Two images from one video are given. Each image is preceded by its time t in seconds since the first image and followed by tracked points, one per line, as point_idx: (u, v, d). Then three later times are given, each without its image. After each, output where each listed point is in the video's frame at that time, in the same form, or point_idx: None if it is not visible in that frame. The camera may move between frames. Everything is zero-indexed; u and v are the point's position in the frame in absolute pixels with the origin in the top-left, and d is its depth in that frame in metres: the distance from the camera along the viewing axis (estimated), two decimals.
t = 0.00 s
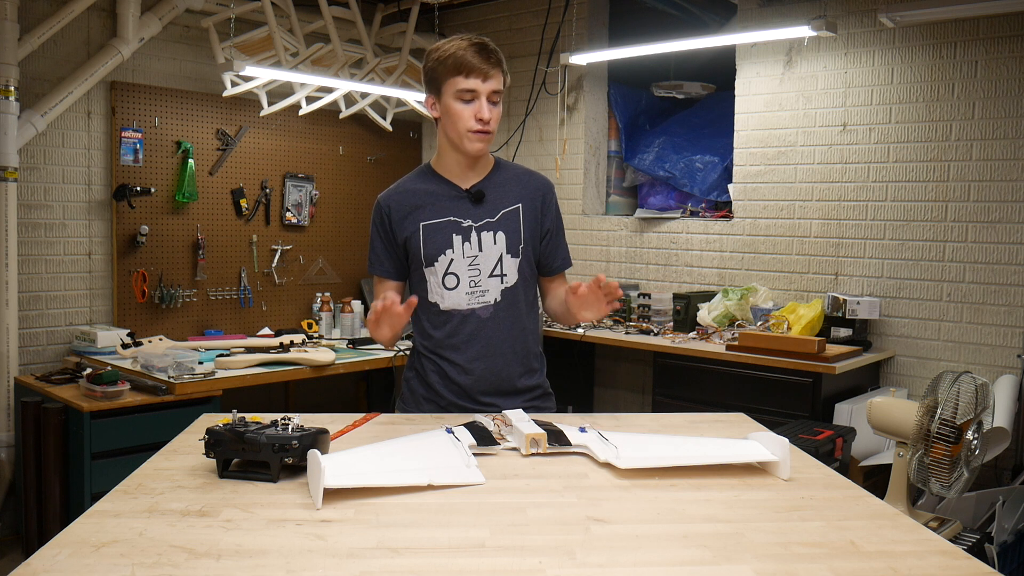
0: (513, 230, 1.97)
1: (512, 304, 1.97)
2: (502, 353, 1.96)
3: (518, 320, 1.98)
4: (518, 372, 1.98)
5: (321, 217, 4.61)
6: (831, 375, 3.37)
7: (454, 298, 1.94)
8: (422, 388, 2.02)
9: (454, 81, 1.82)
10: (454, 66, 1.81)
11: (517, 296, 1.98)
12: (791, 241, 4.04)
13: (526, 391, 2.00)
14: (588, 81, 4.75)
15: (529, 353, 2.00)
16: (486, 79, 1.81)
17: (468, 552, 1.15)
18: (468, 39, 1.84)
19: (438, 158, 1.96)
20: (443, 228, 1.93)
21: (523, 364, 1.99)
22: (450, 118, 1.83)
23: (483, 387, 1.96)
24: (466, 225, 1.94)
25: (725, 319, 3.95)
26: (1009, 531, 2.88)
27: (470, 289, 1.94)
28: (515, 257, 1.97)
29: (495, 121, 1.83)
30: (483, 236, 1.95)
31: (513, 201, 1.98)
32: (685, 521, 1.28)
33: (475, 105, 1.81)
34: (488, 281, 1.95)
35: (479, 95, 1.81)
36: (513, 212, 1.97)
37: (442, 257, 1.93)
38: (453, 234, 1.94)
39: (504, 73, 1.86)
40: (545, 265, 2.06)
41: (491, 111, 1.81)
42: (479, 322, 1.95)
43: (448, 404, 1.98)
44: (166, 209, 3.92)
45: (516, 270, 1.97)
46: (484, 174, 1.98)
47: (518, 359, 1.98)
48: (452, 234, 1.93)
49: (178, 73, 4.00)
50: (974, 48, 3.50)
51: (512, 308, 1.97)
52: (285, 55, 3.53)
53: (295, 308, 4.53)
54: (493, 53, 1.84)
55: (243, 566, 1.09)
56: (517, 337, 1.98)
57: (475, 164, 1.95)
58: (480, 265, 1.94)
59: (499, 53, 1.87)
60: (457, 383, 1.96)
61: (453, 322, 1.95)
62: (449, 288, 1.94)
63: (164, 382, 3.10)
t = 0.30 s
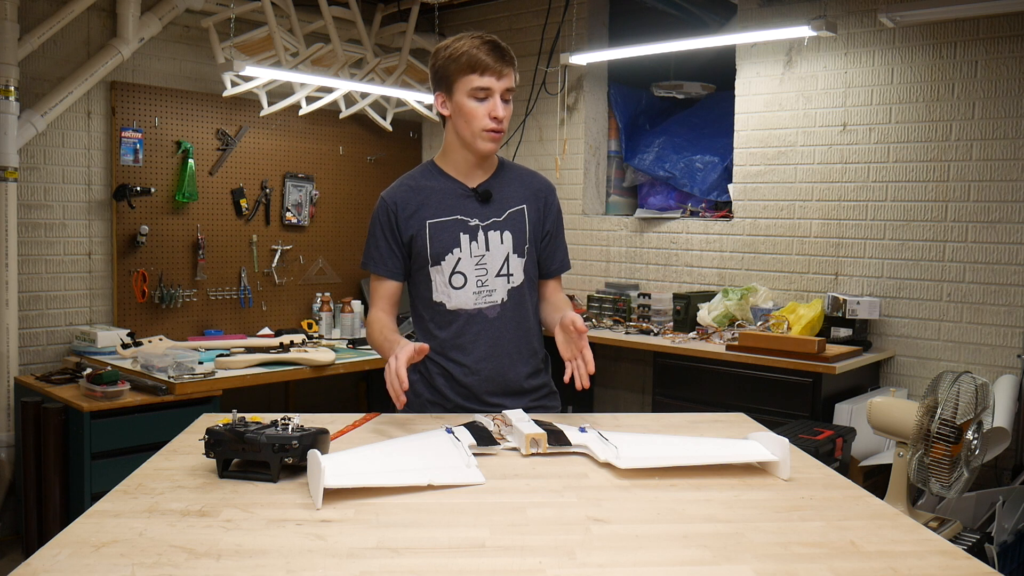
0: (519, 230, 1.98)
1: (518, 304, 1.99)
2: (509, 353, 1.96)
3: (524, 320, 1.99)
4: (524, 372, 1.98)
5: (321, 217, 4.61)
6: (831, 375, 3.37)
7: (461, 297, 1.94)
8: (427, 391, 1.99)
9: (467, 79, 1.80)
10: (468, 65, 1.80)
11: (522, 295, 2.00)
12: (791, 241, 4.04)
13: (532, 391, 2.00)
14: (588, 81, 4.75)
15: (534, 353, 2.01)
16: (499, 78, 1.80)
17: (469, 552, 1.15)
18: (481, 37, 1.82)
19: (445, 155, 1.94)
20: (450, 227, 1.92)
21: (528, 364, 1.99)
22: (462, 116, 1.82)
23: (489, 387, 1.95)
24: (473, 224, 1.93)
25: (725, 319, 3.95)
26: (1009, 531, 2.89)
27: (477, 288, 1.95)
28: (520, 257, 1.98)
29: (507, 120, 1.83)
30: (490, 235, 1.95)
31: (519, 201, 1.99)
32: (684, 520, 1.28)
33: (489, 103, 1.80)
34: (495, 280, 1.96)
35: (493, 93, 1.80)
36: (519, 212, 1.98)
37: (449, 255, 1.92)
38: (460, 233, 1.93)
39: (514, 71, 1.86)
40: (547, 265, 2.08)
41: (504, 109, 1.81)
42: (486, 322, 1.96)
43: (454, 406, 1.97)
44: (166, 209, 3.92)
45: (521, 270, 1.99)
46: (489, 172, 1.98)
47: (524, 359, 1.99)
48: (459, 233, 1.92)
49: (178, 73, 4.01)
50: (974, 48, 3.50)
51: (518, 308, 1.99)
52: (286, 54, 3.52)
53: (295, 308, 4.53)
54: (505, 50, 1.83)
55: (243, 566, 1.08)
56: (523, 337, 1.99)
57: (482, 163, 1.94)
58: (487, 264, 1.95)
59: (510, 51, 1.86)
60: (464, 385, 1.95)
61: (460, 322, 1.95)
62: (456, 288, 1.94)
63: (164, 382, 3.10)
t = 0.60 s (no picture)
0: (522, 230, 1.98)
1: (521, 305, 1.98)
2: (512, 355, 1.97)
3: (527, 320, 1.99)
4: (528, 373, 1.98)
5: (321, 217, 4.61)
6: (831, 375, 3.37)
7: (464, 297, 1.94)
8: (430, 393, 1.99)
9: (472, 79, 1.80)
10: (474, 64, 1.79)
11: (526, 296, 1.99)
12: (791, 241, 4.04)
13: (536, 392, 2.00)
14: (589, 81, 4.75)
15: (537, 354, 2.01)
16: (505, 79, 1.80)
17: (469, 552, 1.15)
18: (485, 37, 1.82)
19: (448, 155, 1.94)
20: (452, 227, 1.92)
21: (532, 365, 1.99)
22: (467, 116, 1.81)
23: (491, 388, 1.96)
24: (475, 224, 1.93)
25: (725, 319, 3.95)
26: (1009, 531, 2.88)
27: (480, 289, 1.95)
28: (523, 257, 1.98)
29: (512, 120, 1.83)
30: (492, 235, 1.95)
31: (521, 201, 1.99)
32: (684, 520, 1.28)
33: (494, 104, 1.80)
34: (498, 281, 1.96)
35: (499, 94, 1.80)
36: (522, 212, 1.98)
37: (452, 256, 1.92)
38: (463, 233, 1.93)
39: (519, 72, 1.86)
40: (549, 266, 2.07)
41: (510, 110, 1.81)
42: (489, 322, 1.96)
43: (456, 408, 1.97)
44: (166, 209, 3.92)
45: (524, 270, 1.99)
46: (492, 172, 1.98)
47: (527, 360, 1.99)
48: (461, 233, 1.93)
49: (178, 74, 4.01)
50: (974, 48, 3.50)
51: (521, 309, 1.98)
52: (286, 54, 3.52)
53: (295, 308, 4.53)
54: (511, 51, 1.83)
55: (243, 566, 1.08)
56: (526, 337, 1.99)
57: (484, 163, 1.94)
58: (490, 265, 1.94)
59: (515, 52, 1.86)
60: (466, 386, 1.95)
61: (462, 322, 1.95)
62: (459, 288, 1.94)
63: (164, 382, 3.10)
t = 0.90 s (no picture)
0: (522, 231, 1.98)
1: (523, 306, 1.98)
2: (516, 356, 1.97)
3: (530, 321, 1.99)
4: (532, 373, 1.98)
5: (321, 216, 4.61)
6: (831, 375, 3.37)
7: (466, 301, 1.94)
8: (435, 395, 2.00)
9: (473, 81, 1.79)
10: (475, 66, 1.79)
11: (528, 297, 1.99)
12: (791, 241, 4.04)
13: (541, 392, 2.01)
14: (588, 81, 4.75)
15: (541, 354, 2.01)
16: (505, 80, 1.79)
17: (469, 552, 1.15)
18: (486, 38, 1.82)
19: (445, 156, 1.93)
20: (452, 230, 1.92)
21: (536, 364, 1.99)
22: (466, 118, 1.81)
23: (496, 390, 1.96)
24: (475, 226, 1.93)
25: (725, 319, 3.95)
26: (1010, 531, 2.88)
27: (482, 291, 1.95)
28: (524, 258, 1.98)
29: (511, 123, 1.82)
30: (493, 237, 1.95)
31: (520, 201, 1.99)
32: (684, 520, 1.28)
33: (495, 106, 1.79)
34: (500, 283, 1.96)
35: (499, 96, 1.79)
36: (522, 212, 1.98)
37: (453, 259, 1.92)
38: (463, 236, 1.93)
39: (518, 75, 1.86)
40: (549, 265, 2.07)
41: (510, 113, 1.80)
42: (492, 325, 1.96)
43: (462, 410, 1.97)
44: (166, 209, 3.93)
45: (526, 271, 1.99)
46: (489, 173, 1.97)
47: (531, 360, 1.99)
48: (461, 236, 1.92)
49: (178, 73, 4.00)
50: (974, 48, 3.50)
51: (523, 310, 1.98)
52: (286, 54, 3.52)
53: (295, 308, 4.53)
54: (511, 51, 1.83)
55: (243, 566, 1.08)
56: (529, 338, 1.99)
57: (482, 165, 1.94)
58: (492, 267, 1.94)
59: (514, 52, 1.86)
60: (471, 388, 1.95)
61: (465, 325, 1.95)
62: (461, 291, 1.94)
63: (164, 382, 3.10)
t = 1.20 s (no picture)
0: (521, 231, 1.97)
1: (524, 306, 1.98)
2: (519, 356, 1.97)
3: (533, 321, 1.99)
4: (536, 373, 1.98)
5: (321, 216, 4.61)
6: (831, 375, 3.37)
7: (468, 303, 1.94)
8: (439, 397, 1.99)
9: (464, 83, 1.79)
10: (465, 68, 1.79)
11: (529, 297, 1.99)
12: (791, 241, 4.04)
13: (546, 391, 2.00)
14: (588, 81, 4.75)
15: (545, 354, 2.00)
16: (496, 82, 1.79)
17: (469, 552, 1.15)
18: (475, 38, 1.81)
19: (440, 160, 1.93)
20: (451, 233, 1.92)
21: (539, 364, 1.99)
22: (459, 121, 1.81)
23: (501, 391, 1.96)
24: (474, 228, 1.93)
25: (725, 319, 3.95)
26: (1010, 531, 2.88)
27: (483, 293, 1.94)
28: (524, 258, 1.98)
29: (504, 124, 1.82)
30: (492, 239, 1.94)
31: (519, 200, 1.98)
32: (684, 520, 1.28)
33: (485, 108, 1.79)
34: (500, 284, 1.96)
35: (490, 97, 1.79)
36: (520, 212, 1.98)
37: (453, 263, 1.92)
38: (462, 239, 1.92)
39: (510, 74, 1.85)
40: (549, 263, 2.07)
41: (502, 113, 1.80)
42: (494, 326, 1.96)
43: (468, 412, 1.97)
44: (166, 209, 3.93)
45: (526, 271, 1.98)
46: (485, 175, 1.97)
47: (534, 360, 1.98)
48: (460, 239, 1.92)
49: (178, 73, 4.00)
50: (974, 48, 3.50)
51: (525, 310, 1.98)
52: (286, 54, 3.52)
53: (295, 308, 4.53)
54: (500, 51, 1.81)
55: (242, 566, 1.08)
56: (531, 338, 1.98)
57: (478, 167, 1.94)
58: (492, 269, 1.94)
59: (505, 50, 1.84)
60: (475, 390, 1.95)
61: (468, 328, 1.95)
62: (461, 295, 1.94)
63: (164, 382, 3.10)
